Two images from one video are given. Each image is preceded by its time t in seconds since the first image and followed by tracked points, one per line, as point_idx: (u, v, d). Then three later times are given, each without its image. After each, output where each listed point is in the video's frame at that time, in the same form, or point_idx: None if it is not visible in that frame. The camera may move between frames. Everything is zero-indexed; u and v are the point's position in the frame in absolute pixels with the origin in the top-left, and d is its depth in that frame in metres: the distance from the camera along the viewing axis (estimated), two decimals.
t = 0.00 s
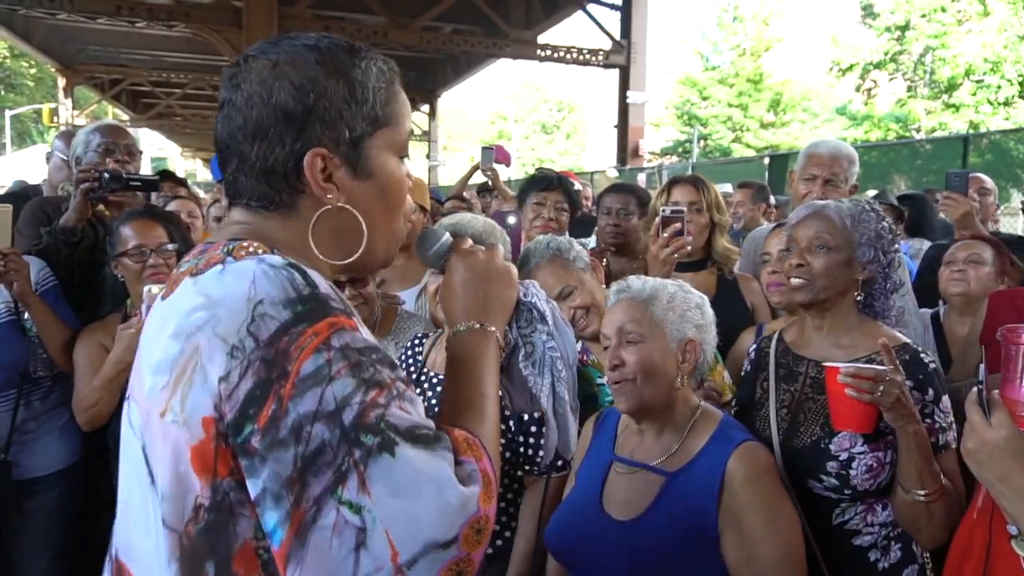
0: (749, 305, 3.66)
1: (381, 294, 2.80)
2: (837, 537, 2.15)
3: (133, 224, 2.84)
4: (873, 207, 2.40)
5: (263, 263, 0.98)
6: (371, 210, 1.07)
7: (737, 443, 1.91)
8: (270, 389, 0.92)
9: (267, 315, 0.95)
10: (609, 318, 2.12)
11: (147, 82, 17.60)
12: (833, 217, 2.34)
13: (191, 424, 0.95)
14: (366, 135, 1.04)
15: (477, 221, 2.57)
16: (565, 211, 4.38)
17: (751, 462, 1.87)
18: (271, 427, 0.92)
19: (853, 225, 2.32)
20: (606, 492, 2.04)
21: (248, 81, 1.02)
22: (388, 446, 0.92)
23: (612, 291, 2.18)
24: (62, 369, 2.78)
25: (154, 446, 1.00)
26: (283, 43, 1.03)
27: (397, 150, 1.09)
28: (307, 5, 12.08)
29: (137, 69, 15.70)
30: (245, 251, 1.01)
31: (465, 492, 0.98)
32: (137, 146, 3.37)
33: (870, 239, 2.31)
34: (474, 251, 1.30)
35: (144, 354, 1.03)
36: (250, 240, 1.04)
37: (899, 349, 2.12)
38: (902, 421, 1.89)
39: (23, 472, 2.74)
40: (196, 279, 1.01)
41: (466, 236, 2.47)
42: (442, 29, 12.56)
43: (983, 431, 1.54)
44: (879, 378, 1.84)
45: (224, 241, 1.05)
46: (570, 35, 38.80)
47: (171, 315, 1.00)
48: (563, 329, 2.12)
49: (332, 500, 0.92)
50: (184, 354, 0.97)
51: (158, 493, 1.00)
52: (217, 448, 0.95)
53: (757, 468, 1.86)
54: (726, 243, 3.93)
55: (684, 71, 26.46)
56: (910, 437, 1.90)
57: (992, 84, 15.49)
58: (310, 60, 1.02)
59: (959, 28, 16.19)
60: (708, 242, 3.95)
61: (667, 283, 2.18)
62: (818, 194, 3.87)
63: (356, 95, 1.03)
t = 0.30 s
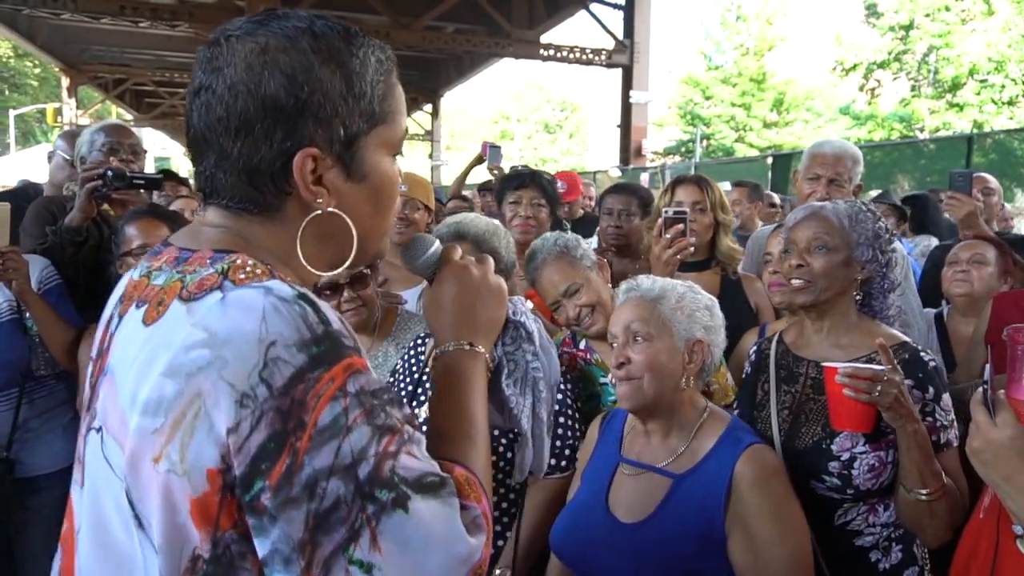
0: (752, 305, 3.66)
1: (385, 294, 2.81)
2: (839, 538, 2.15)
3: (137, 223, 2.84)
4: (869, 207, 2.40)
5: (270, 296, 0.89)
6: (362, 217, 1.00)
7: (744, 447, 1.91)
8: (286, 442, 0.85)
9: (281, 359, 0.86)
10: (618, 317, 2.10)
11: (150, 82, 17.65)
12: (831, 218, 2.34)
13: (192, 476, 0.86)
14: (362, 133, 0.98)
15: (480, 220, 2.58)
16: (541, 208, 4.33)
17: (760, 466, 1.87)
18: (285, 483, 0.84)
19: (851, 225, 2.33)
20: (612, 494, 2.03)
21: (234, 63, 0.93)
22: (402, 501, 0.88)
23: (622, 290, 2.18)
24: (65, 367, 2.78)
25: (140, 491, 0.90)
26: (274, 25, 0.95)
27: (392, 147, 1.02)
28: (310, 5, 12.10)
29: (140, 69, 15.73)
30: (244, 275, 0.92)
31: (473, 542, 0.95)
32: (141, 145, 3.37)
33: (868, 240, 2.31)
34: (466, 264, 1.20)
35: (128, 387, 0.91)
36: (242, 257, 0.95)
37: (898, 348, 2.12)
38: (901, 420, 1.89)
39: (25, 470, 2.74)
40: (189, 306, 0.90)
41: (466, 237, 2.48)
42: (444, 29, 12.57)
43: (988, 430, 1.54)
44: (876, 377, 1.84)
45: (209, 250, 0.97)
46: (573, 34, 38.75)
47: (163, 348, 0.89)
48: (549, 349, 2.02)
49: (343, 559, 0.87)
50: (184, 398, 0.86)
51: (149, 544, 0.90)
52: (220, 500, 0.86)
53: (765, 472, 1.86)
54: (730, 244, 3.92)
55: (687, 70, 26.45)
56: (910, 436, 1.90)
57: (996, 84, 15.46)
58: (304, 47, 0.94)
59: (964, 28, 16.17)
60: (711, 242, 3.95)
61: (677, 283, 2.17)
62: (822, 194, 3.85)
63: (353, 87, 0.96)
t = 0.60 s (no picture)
0: (753, 305, 3.66)
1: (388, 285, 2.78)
2: (841, 537, 2.15)
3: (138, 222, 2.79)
4: (872, 205, 2.40)
5: (223, 292, 0.89)
6: (312, 207, 0.99)
7: (750, 449, 1.90)
8: (241, 438, 0.85)
9: (233, 356, 0.86)
10: (629, 318, 2.10)
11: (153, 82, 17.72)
12: (834, 216, 2.34)
13: (152, 476, 0.87)
14: (299, 123, 0.96)
15: (480, 219, 2.55)
16: (515, 205, 4.21)
17: (766, 467, 1.86)
18: (242, 479, 0.85)
19: (854, 223, 2.32)
20: (618, 495, 2.02)
21: (158, 68, 0.92)
22: (363, 493, 0.88)
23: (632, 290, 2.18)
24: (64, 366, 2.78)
25: (101, 499, 0.90)
26: (193, 24, 0.93)
27: (334, 134, 1.01)
28: (312, 5, 12.10)
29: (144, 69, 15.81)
30: (197, 274, 0.91)
31: (437, 532, 0.95)
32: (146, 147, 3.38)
33: (871, 239, 2.31)
34: (427, 252, 1.16)
35: (86, 394, 0.92)
36: (195, 257, 0.94)
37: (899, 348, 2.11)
38: (902, 422, 1.88)
39: (24, 469, 2.74)
40: (142, 308, 0.90)
41: (466, 236, 2.46)
42: (446, 29, 12.59)
43: (997, 431, 1.53)
44: (878, 379, 1.84)
45: (164, 251, 0.96)
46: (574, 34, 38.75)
47: (117, 352, 0.89)
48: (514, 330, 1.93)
49: (306, 553, 0.87)
50: (139, 400, 0.87)
51: (103, 551, 0.90)
52: (182, 497, 0.88)
53: (771, 474, 1.86)
54: (731, 244, 3.92)
55: (689, 70, 26.43)
56: (910, 437, 1.90)
57: (999, 82, 15.50)
58: (224, 42, 0.92)
59: (966, 27, 16.02)
60: (713, 242, 3.94)
61: (688, 284, 2.15)
62: (825, 194, 3.85)
63: (283, 78, 0.94)
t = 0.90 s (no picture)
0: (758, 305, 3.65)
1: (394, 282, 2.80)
2: (843, 531, 2.15)
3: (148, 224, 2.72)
4: (879, 205, 2.38)
5: (190, 251, 0.96)
6: (272, 194, 1.04)
7: (764, 448, 1.88)
8: (196, 374, 0.90)
9: (194, 303, 0.92)
10: (659, 320, 2.04)
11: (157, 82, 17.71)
12: (840, 216, 2.32)
13: (122, 411, 0.93)
14: (260, 122, 1.02)
15: (487, 219, 2.55)
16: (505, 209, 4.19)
17: (779, 467, 1.84)
18: (197, 410, 0.90)
19: (860, 223, 2.31)
20: (633, 489, 2.02)
21: (139, 79, 1.03)
22: (306, 433, 0.90)
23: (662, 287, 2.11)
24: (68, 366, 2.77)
25: (85, 437, 0.97)
26: (170, 39, 1.03)
27: (300, 134, 1.06)
28: (316, 5, 12.10)
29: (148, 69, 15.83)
30: (173, 241, 0.98)
31: (379, 479, 0.94)
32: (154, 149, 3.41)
33: (878, 239, 2.30)
34: (403, 236, 1.17)
35: (76, 343, 1.00)
36: (181, 232, 1.02)
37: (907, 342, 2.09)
38: (912, 412, 1.89)
39: (28, 469, 2.74)
40: (124, 268, 0.98)
41: (473, 236, 2.46)
42: (450, 28, 12.59)
43: (1005, 432, 1.55)
44: (891, 367, 1.84)
45: (154, 231, 1.04)
46: (577, 34, 38.76)
47: (101, 305, 0.97)
48: (492, 315, 1.62)
49: (251, 485, 0.89)
50: (114, 341, 0.94)
51: (87, 482, 0.97)
52: (150, 433, 0.93)
53: (784, 473, 1.83)
54: (736, 245, 3.92)
55: (694, 70, 26.39)
56: (920, 427, 1.91)
57: (1005, 82, 15.49)
58: (193, 52, 1.01)
59: (971, 26, 16.35)
60: (718, 242, 3.93)
61: (723, 288, 2.11)
62: (831, 194, 3.84)
63: (245, 83, 1.01)
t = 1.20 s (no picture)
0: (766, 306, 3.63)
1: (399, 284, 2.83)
2: (847, 530, 2.13)
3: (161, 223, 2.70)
4: (872, 204, 2.37)
5: (175, 240, 1.12)
6: (274, 194, 1.17)
7: (779, 448, 1.83)
8: (165, 343, 1.05)
9: (169, 282, 1.08)
10: (679, 323, 1.95)
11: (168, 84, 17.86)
12: (834, 216, 2.31)
13: (112, 372, 1.10)
14: (260, 128, 1.14)
15: (495, 220, 2.56)
16: (519, 211, 4.18)
17: (795, 468, 1.79)
18: (164, 374, 1.04)
19: (853, 223, 2.30)
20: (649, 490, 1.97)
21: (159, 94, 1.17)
22: (256, 401, 1.02)
23: (688, 288, 2.01)
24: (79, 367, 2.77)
25: (86, 394, 1.15)
26: (186, 59, 1.17)
27: (296, 138, 1.17)
28: (326, 7, 12.15)
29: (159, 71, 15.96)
30: (170, 232, 1.15)
31: (322, 450, 1.05)
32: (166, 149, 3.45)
33: (871, 237, 2.28)
34: (390, 240, 1.31)
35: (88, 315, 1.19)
36: (182, 226, 1.17)
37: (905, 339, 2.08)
38: (909, 405, 1.88)
39: (42, 468, 2.77)
40: (125, 253, 1.16)
41: (481, 235, 2.47)
42: (458, 30, 12.63)
43: (1012, 432, 1.60)
44: (883, 361, 1.84)
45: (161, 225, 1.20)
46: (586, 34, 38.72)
47: (103, 283, 1.15)
48: (473, 313, 1.65)
49: (207, 442, 1.03)
50: (108, 313, 1.11)
51: (85, 434, 1.15)
52: (130, 393, 1.09)
53: (800, 474, 1.78)
54: (744, 246, 3.90)
55: (703, 70, 26.30)
56: (919, 421, 1.90)
57: (1017, 81, 15.37)
58: (202, 69, 1.14)
59: (983, 25, 16.15)
60: (725, 243, 3.91)
61: (748, 294, 2.02)
62: (840, 195, 3.83)
63: (245, 94, 1.14)
